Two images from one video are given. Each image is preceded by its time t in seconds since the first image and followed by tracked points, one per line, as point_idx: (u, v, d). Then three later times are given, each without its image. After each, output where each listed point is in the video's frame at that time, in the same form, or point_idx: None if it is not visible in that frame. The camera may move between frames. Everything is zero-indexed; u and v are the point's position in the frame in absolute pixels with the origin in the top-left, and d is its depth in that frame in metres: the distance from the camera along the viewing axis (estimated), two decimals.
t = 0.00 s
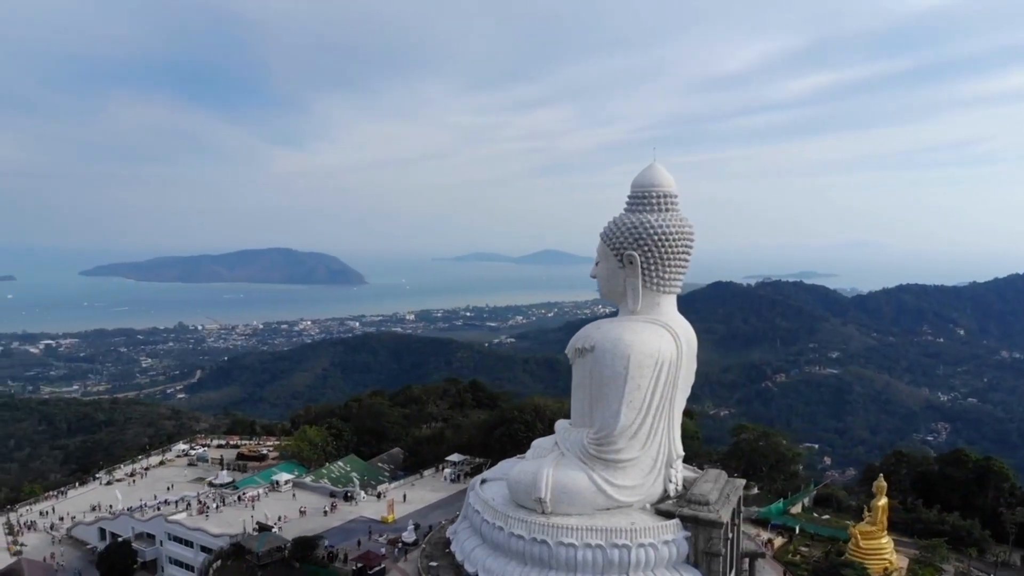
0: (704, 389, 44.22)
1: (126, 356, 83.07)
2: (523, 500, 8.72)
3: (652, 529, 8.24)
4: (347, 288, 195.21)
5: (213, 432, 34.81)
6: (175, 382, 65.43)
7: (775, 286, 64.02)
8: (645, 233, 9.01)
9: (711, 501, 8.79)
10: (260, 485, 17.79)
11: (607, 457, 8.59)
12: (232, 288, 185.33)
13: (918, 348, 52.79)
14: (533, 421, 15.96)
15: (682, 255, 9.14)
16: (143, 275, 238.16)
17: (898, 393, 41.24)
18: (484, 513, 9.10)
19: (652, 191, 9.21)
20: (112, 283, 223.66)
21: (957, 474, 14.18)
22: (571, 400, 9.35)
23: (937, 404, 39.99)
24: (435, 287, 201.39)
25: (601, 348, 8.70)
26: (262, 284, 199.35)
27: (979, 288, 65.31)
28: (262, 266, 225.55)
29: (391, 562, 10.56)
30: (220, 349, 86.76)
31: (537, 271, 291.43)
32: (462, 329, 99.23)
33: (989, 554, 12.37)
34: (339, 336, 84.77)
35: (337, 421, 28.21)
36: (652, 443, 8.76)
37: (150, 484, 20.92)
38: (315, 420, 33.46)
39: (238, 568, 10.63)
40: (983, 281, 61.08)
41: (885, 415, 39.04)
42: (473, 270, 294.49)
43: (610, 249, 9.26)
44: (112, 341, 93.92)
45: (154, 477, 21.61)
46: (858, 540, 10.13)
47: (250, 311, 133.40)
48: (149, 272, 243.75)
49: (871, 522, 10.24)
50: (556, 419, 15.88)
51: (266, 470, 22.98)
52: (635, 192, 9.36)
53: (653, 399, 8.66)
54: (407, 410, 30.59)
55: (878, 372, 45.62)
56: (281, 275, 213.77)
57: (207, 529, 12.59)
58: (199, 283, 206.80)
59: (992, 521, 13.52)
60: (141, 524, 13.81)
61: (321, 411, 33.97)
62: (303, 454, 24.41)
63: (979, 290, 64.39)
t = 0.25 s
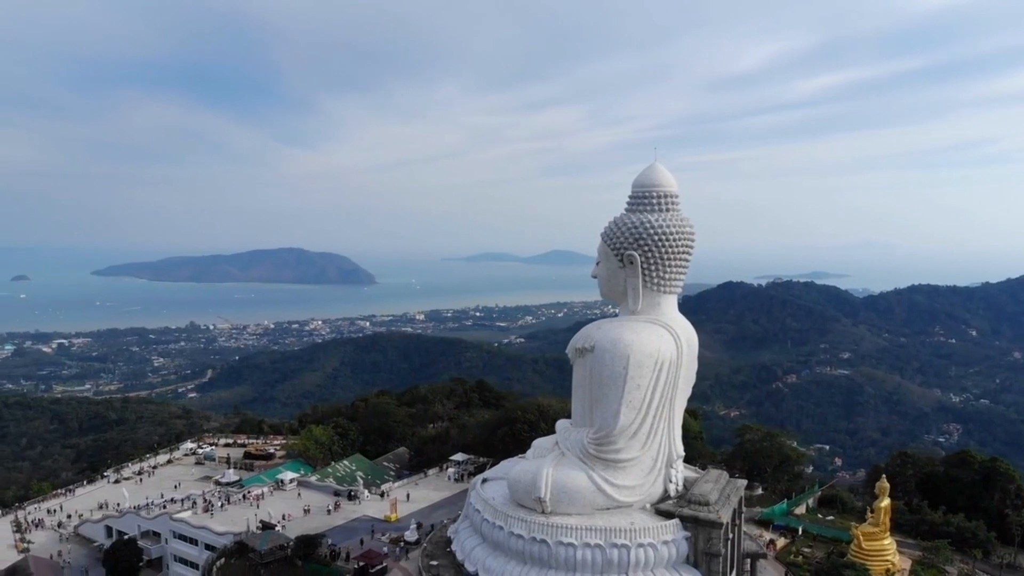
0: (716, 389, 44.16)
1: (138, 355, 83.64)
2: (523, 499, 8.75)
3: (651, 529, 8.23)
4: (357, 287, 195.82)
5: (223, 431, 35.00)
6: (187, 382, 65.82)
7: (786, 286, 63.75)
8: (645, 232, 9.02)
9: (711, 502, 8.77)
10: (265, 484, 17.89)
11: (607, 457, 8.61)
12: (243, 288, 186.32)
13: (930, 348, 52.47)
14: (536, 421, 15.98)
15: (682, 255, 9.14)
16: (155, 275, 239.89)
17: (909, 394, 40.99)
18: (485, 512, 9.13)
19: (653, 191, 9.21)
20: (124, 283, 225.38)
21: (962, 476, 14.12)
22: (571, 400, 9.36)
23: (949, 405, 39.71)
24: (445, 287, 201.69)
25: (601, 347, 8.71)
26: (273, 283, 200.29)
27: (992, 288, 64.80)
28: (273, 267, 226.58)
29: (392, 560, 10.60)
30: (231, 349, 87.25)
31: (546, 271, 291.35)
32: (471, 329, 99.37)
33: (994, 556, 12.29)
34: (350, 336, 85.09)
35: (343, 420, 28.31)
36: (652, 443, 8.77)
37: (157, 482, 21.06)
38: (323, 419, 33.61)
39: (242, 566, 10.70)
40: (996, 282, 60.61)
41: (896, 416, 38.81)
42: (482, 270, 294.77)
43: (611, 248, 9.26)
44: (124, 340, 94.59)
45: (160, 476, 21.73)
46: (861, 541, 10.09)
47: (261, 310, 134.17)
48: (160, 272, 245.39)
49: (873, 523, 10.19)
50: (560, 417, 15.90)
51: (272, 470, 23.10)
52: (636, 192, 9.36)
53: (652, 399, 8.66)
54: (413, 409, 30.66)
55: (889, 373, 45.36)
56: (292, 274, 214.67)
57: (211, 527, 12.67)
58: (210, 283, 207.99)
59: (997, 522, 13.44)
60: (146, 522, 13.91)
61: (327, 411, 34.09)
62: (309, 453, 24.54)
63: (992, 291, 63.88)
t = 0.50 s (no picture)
0: (726, 390, 44.07)
1: (150, 355, 84.19)
2: (523, 498, 8.76)
3: (650, 529, 8.23)
4: (367, 287, 196.36)
5: (233, 430, 35.19)
6: (198, 381, 66.19)
7: (797, 287, 63.45)
8: (645, 232, 9.02)
9: (712, 502, 8.76)
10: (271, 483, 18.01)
11: (606, 457, 8.61)
12: (254, 288, 187.16)
13: (942, 349, 52.10)
14: (541, 421, 15.98)
15: (683, 255, 9.13)
16: (166, 275, 241.42)
17: (920, 395, 40.72)
18: (485, 512, 9.14)
19: (654, 191, 9.21)
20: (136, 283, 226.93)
21: (969, 477, 14.04)
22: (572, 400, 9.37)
23: (961, 406, 39.41)
24: (455, 287, 201.89)
25: (601, 347, 8.71)
26: (283, 283, 201.15)
27: (1006, 289, 64.19)
28: (283, 267, 227.53)
29: (394, 559, 10.66)
30: (242, 348, 87.67)
31: (556, 271, 291.03)
32: (482, 329, 99.42)
33: (1001, 558, 12.22)
34: (361, 335, 85.35)
35: (350, 419, 28.38)
36: (652, 443, 8.76)
37: (164, 481, 21.21)
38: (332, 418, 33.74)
39: (245, 564, 10.76)
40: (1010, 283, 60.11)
41: (907, 418, 38.58)
42: (491, 270, 294.87)
43: (611, 248, 9.27)
44: (136, 340, 95.21)
45: (168, 474, 21.87)
46: (863, 542, 10.05)
47: (271, 310, 134.81)
48: (171, 272, 246.92)
49: (876, 525, 10.14)
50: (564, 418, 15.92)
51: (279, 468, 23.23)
52: (637, 192, 9.36)
53: (652, 399, 8.66)
54: (419, 409, 30.69)
55: (901, 374, 45.07)
56: (302, 274, 215.48)
57: (216, 526, 12.77)
58: (221, 283, 209.15)
59: (1003, 524, 13.34)
60: (152, 520, 14.02)
61: (334, 410, 34.17)
62: (315, 452, 24.63)
63: (1006, 292, 63.28)
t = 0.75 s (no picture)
0: (734, 391, 44.02)
1: (159, 354, 84.65)
2: (523, 498, 8.77)
3: (650, 529, 8.23)
4: (374, 287, 196.75)
5: (240, 429, 35.32)
6: (207, 380, 66.50)
7: (806, 287, 63.20)
8: (645, 232, 9.02)
9: (712, 502, 8.75)
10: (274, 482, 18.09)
11: (606, 456, 8.62)
12: (262, 288, 187.74)
13: (951, 350, 51.80)
14: (544, 422, 16.01)
15: (683, 255, 9.13)
16: (175, 275, 242.51)
17: (929, 396, 40.51)
18: (485, 512, 9.16)
19: (655, 191, 9.21)
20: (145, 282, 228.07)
21: (973, 478, 14.00)
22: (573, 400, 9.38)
23: (970, 407, 39.20)
24: (462, 287, 202.10)
25: (601, 347, 8.73)
26: (291, 283, 201.71)
27: (1017, 290, 63.74)
28: (291, 267, 228.19)
29: (395, 558, 10.68)
30: (251, 347, 88.01)
31: (563, 271, 290.79)
32: (489, 329, 99.47)
33: (1005, 559, 12.17)
34: (369, 335, 85.52)
35: (355, 419, 28.45)
36: (652, 443, 8.76)
37: (170, 479, 21.33)
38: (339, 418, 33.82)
39: (247, 563, 10.80)
40: (1021, 283, 59.70)
41: (916, 419, 38.40)
42: (498, 270, 294.93)
43: (612, 248, 9.28)
44: (146, 339, 95.68)
45: (173, 473, 21.98)
46: (865, 543, 10.02)
47: (280, 310, 135.29)
48: (180, 272, 248.05)
49: (878, 526, 10.12)
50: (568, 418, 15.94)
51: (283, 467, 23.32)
52: (638, 192, 9.36)
53: (652, 398, 8.66)
54: (424, 408, 30.74)
55: (909, 375, 44.85)
56: (309, 273, 216.12)
57: (219, 524, 12.83)
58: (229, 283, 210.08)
59: (1008, 525, 13.28)
60: (156, 518, 14.10)
61: (339, 409, 34.24)
62: (319, 451, 24.70)
63: (1017, 293, 62.84)
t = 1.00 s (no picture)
0: (744, 392, 43.93)
1: (171, 353, 85.23)
2: (523, 497, 8.79)
3: (649, 529, 8.22)
4: (384, 287, 197.32)
5: (248, 428, 35.49)
6: (219, 380, 66.89)
7: (817, 287, 62.87)
8: (646, 232, 9.02)
9: (712, 502, 8.73)
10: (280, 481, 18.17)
11: (606, 456, 8.62)
12: (273, 288, 188.49)
13: (964, 351, 51.40)
14: (549, 423, 16.04)
15: (683, 255, 9.12)
16: (186, 275, 243.90)
17: (941, 396, 40.21)
18: (486, 511, 9.19)
19: (655, 191, 9.22)
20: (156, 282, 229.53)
21: (980, 480, 13.88)
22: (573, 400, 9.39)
23: (983, 408, 38.88)
24: (472, 287, 202.32)
25: (601, 347, 8.73)
26: (301, 283, 202.38)
27: None
28: (301, 267, 228.97)
29: (397, 557, 10.72)
30: (262, 347, 88.44)
31: (572, 271, 290.36)
32: (499, 329, 99.50)
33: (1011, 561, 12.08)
34: (379, 335, 85.72)
35: (362, 418, 28.52)
36: (652, 443, 8.76)
37: (177, 478, 21.46)
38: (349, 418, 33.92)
39: (251, 561, 10.86)
40: None
41: (928, 419, 38.13)
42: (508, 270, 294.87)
43: (612, 248, 9.28)
44: (158, 339, 96.29)
45: (180, 471, 22.12)
46: (867, 544, 9.97)
47: (291, 309, 135.75)
48: (191, 272, 249.45)
49: (880, 527, 10.08)
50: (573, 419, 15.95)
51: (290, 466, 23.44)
52: (639, 192, 9.36)
53: (652, 399, 8.66)
54: (431, 408, 30.79)
55: (921, 376, 44.54)
56: (320, 273, 216.93)
57: (224, 522, 12.91)
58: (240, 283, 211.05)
59: (1014, 527, 13.17)
60: (162, 516, 14.21)
61: (346, 409, 34.31)
62: (326, 450, 24.79)
63: None
